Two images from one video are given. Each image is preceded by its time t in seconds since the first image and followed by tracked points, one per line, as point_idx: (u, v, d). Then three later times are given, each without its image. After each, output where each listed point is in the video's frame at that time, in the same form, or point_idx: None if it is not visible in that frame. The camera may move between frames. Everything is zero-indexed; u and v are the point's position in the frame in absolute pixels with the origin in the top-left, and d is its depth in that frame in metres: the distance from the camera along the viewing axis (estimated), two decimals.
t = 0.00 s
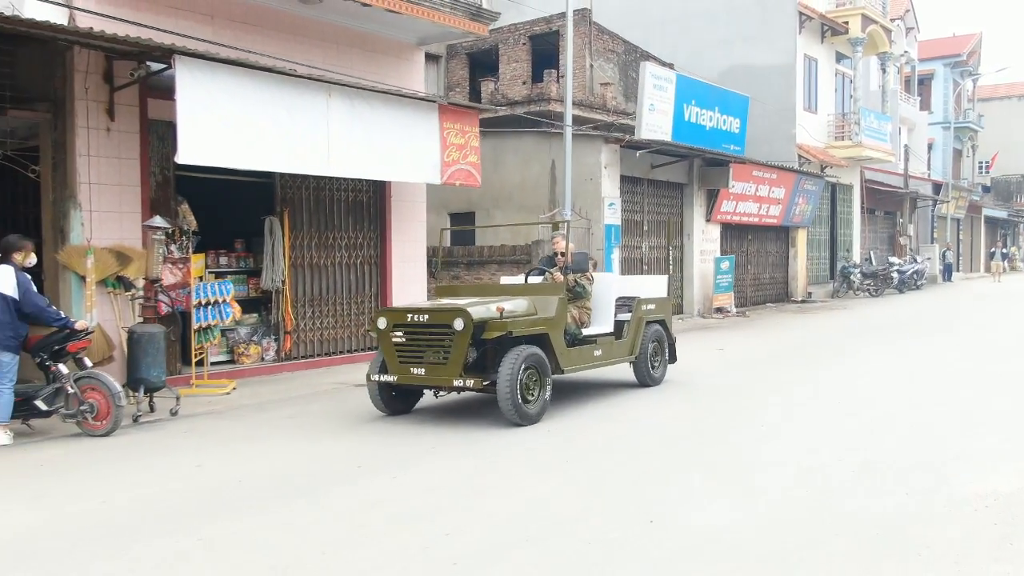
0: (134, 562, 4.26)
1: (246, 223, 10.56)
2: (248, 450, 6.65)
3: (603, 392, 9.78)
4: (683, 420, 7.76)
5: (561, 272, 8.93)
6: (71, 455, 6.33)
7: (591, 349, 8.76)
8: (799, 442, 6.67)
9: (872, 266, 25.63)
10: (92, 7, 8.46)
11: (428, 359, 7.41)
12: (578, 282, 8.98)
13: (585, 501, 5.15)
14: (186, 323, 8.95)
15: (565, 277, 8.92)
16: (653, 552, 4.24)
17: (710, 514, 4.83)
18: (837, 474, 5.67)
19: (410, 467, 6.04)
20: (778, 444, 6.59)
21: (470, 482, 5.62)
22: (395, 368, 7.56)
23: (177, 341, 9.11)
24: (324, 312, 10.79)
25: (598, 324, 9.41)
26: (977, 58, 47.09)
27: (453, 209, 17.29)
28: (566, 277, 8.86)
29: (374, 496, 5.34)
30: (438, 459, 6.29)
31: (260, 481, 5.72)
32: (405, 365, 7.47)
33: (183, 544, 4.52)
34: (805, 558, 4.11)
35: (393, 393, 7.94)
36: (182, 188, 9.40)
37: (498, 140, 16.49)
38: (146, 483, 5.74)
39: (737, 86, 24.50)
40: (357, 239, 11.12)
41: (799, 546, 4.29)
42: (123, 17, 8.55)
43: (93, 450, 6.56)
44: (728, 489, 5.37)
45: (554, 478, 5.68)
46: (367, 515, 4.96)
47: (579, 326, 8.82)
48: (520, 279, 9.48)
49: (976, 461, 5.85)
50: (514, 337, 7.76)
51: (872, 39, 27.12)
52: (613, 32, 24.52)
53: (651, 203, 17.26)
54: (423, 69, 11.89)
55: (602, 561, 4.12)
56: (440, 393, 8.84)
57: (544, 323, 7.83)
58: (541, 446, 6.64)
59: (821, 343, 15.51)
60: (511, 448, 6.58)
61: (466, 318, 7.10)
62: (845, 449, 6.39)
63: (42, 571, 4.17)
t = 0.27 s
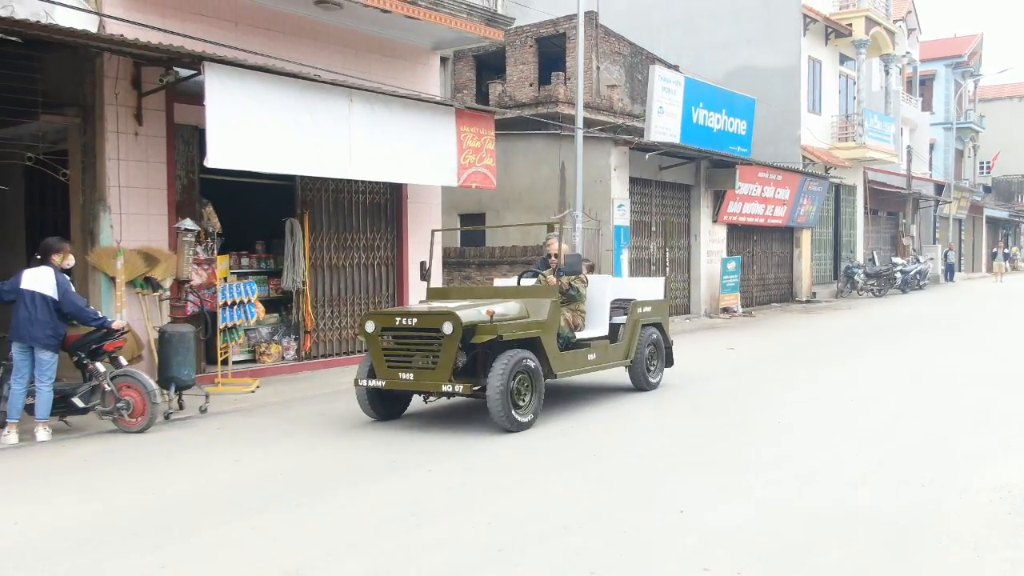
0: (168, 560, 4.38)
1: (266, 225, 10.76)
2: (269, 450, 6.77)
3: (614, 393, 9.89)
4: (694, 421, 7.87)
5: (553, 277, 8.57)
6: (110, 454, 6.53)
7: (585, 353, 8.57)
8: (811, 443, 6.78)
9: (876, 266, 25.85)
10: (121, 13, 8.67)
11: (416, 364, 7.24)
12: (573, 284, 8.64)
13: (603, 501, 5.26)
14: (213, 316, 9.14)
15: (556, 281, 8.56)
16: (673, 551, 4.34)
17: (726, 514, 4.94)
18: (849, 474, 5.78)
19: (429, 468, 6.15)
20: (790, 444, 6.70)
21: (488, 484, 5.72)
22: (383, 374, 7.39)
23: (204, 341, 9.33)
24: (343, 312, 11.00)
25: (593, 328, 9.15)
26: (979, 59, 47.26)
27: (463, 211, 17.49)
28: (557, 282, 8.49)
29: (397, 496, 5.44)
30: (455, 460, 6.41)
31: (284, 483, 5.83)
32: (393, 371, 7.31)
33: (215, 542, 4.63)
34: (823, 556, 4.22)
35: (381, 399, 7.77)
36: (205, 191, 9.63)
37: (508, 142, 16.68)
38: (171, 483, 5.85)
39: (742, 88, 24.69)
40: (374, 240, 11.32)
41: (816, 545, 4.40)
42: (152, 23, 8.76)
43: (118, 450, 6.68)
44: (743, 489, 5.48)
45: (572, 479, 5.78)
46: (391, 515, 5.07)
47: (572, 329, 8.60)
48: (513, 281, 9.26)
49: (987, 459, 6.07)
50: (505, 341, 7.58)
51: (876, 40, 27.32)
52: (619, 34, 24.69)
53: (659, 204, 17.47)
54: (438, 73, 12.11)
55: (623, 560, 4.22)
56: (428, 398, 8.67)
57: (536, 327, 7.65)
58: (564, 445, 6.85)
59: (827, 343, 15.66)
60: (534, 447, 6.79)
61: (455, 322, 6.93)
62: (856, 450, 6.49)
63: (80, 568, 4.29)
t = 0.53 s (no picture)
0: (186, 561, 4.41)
1: (284, 225, 10.92)
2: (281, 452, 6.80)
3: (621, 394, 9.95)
4: (703, 422, 7.91)
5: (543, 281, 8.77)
6: (143, 451, 6.68)
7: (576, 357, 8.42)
8: (819, 446, 6.80)
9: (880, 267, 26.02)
10: (144, 17, 8.83)
11: (402, 369, 7.10)
12: (565, 287, 8.79)
13: (616, 503, 5.27)
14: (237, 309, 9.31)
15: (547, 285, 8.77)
16: (687, 554, 4.35)
17: (740, 516, 4.95)
18: (858, 476, 5.81)
19: (441, 470, 6.17)
20: (806, 443, 6.86)
21: (501, 487, 5.74)
22: (369, 379, 7.25)
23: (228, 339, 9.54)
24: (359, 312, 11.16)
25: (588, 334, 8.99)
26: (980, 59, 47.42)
27: (472, 212, 17.63)
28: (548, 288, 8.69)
29: (410, 498, 5.46)
30: (465, 462, 6.42)
31: (296, 484, 5.85)
32: (379, 376, 7.17)
33: (232, 544, 4.66)
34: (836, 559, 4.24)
35: (368, 404, 7.63)
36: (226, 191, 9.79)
37: (518, 144, 16.83)
38: (185, 485, 5.88)
39: (747, 89, 24.85)
40: (390, 241, 11.49)
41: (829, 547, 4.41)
42: (173, 27, 8.92)
43: (130, 453, 6.71)
44: (756, 491, 5.49)
45: (584, 481, 5.79)
46: (406, 516, 5.09)
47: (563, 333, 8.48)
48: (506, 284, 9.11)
49: (999, 457, 6.24)
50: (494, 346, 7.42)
51: (880, 42, 27.50)
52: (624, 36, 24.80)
53: (666, 205, 17.62)
54: (453, 76, 12.27)
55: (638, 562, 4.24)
56: (417, 404, 8.50)
57: (526, 331, 7.49)
58: (585, 444, 7.01)
59: (833, 342, 15.76)
60: (556, 445, 6.95)
61: (440, 326, 6.79)
62: (865, 452, 6.52)
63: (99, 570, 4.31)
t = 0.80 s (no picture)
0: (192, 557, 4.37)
1: (302, 224, 11.06)
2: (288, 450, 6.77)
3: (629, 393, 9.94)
4: (711, 421, 7.87)
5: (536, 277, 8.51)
6: (173, 446, 6.80)
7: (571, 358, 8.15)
8: (828, 446, 6.76)
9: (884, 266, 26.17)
10: (168, 17, 8.97)
11: (387, 371, 6.82)
12: (558, 284, 8.58)
13: (625, 501, 5.23)
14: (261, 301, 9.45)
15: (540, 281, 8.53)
16: (698, 553, 4.31)
17: (750, 516, 4.91)
18: (868, 477, 5.76)
19: (449, 467, 6.14)
20: (824, 439, 6.99)
21: (529, 479, 5.87)
22: (353, 381, 6.97)
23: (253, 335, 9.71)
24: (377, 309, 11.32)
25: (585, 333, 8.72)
26: (981, 59, 47.56)
27: (482, 211, 17.75)
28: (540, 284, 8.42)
29: (418, 495, 5.42)
30: (472, 460, 6.38)
31: (304, 481, 5.82)
32: (363, 377, 6.89)
33: (240, 540, 4.63)
34: (847, 558, 4.20)
35: (353, 407, 7.35)
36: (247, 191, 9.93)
37: (527, 143, 16.95)
38: (193, 483, 5.85)
39: (752, 89, 24.97)
40: (406, 239, 11.63)
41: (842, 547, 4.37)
42: (197, 27, 9.06)
43: (139, 450, 6.69)
44: (767, 490, 5.45)
45: (593, 480, 5.75)
46: (415, 513, 5.05)
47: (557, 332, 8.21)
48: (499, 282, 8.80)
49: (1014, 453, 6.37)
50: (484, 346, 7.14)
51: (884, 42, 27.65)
52: (630, 36, 24.92)
53: (674, 204, 17.76)
54: (469, 76, 12.41)
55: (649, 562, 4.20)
56: (404, 407, 8.22)
57: (516, 330, 7.19)
58: (606, 439, 7.13)
59: (839, 341, 15.81)
60: (578, 440, 7.08)
61: (427, 325, 6.50)
62: (874, 453, 6.48)
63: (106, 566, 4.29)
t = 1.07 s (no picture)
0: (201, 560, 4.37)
1: (321, 224, 11.17)
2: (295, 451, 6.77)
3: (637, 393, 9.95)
4: (717, 423, 7.86)
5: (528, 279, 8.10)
6: (204, 443, 6.92)
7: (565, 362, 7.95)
8: (836, 447, 6.76)
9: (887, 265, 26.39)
10: (195, 20, 9.13)
11: (372, 376, 6.59)
12: (551, 285, 8.20)
13: (633, 506, 5.21)
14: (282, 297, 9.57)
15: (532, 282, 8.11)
16: (706, 559, 4.29)
17: (757, 521, 4.89)
18: (876, 480, 5.75)
19: (455, 469, 6.12)
20: (843, 437, 7.13)
21: (557, 475, 6.00)
22: (337, 386, 6.74)
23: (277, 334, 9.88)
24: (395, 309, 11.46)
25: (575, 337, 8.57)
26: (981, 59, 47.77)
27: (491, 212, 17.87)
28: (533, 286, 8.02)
29: (424, 498, 5.41)
30: (477, 463, 6.35)
31: (311, 483, 5.82)
32: (347, 383, 6.66)
33: (246, 544, 4.62)
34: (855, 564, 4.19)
35: (338, 414, 7.12)
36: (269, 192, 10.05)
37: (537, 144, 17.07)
38: (201, 484, 5.86)
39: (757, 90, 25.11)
40: (423, 239, 11.77)
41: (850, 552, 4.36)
42: (223, 30, 9.24)
43: (147, 452, 6.70)
44: (774, 493, 5.44)
45: (600, 482, 5.74)
46: (421, 516, 5.04)
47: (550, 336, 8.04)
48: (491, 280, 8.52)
49: None
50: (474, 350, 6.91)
51: (887, 42, 27.84)
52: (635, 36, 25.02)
53: (683, 205, 17.91)
54: (483, 77, 12.57)
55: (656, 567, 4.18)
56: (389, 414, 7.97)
57: (507, 333, 6.97)
58: (627, 438, 7.27)
59: (845, 340, 15.90)
60: (601, 439, 7.21)
61: (413, 328, 6.29)
62: (882, 456, 6.47)
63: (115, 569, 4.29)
